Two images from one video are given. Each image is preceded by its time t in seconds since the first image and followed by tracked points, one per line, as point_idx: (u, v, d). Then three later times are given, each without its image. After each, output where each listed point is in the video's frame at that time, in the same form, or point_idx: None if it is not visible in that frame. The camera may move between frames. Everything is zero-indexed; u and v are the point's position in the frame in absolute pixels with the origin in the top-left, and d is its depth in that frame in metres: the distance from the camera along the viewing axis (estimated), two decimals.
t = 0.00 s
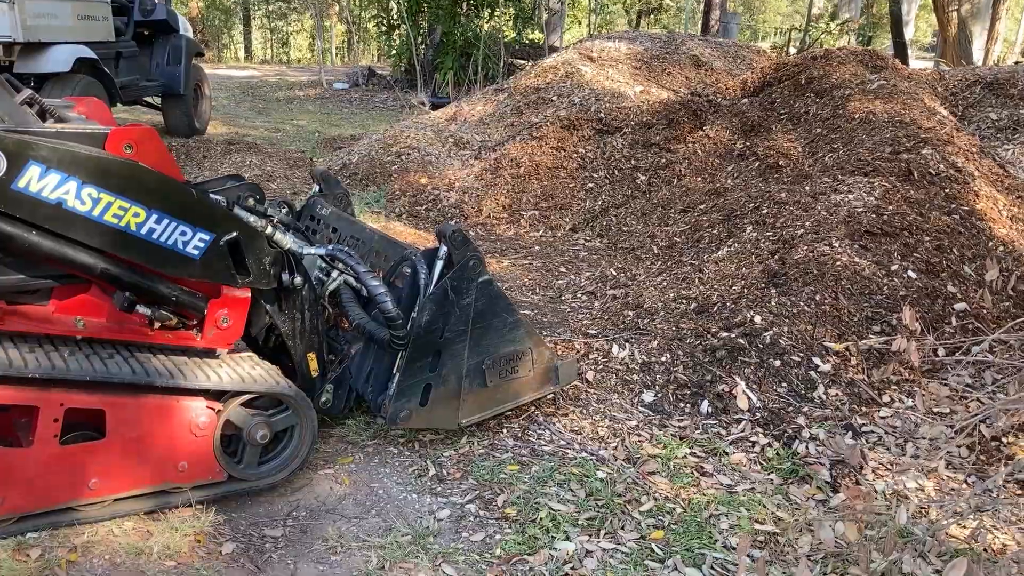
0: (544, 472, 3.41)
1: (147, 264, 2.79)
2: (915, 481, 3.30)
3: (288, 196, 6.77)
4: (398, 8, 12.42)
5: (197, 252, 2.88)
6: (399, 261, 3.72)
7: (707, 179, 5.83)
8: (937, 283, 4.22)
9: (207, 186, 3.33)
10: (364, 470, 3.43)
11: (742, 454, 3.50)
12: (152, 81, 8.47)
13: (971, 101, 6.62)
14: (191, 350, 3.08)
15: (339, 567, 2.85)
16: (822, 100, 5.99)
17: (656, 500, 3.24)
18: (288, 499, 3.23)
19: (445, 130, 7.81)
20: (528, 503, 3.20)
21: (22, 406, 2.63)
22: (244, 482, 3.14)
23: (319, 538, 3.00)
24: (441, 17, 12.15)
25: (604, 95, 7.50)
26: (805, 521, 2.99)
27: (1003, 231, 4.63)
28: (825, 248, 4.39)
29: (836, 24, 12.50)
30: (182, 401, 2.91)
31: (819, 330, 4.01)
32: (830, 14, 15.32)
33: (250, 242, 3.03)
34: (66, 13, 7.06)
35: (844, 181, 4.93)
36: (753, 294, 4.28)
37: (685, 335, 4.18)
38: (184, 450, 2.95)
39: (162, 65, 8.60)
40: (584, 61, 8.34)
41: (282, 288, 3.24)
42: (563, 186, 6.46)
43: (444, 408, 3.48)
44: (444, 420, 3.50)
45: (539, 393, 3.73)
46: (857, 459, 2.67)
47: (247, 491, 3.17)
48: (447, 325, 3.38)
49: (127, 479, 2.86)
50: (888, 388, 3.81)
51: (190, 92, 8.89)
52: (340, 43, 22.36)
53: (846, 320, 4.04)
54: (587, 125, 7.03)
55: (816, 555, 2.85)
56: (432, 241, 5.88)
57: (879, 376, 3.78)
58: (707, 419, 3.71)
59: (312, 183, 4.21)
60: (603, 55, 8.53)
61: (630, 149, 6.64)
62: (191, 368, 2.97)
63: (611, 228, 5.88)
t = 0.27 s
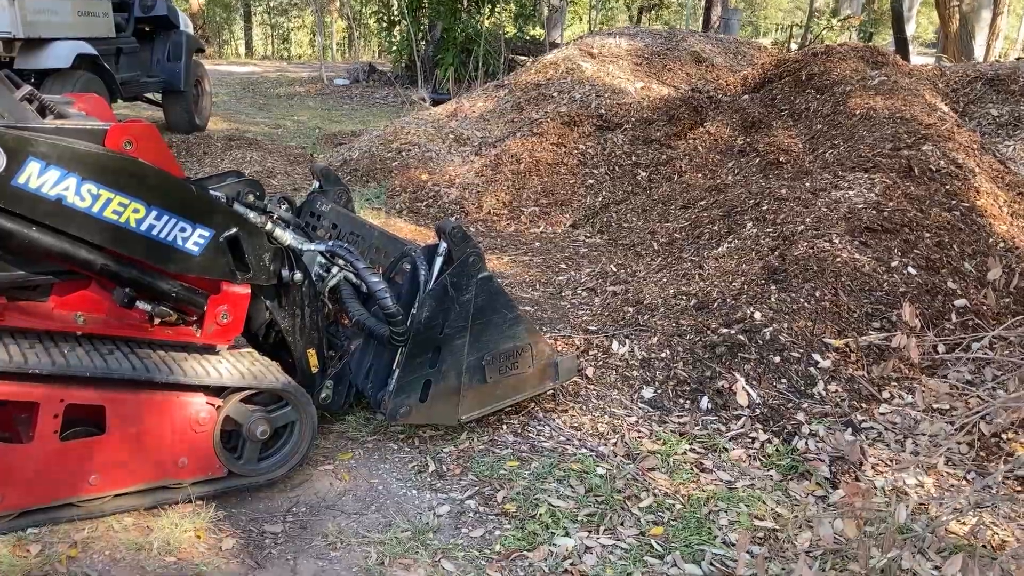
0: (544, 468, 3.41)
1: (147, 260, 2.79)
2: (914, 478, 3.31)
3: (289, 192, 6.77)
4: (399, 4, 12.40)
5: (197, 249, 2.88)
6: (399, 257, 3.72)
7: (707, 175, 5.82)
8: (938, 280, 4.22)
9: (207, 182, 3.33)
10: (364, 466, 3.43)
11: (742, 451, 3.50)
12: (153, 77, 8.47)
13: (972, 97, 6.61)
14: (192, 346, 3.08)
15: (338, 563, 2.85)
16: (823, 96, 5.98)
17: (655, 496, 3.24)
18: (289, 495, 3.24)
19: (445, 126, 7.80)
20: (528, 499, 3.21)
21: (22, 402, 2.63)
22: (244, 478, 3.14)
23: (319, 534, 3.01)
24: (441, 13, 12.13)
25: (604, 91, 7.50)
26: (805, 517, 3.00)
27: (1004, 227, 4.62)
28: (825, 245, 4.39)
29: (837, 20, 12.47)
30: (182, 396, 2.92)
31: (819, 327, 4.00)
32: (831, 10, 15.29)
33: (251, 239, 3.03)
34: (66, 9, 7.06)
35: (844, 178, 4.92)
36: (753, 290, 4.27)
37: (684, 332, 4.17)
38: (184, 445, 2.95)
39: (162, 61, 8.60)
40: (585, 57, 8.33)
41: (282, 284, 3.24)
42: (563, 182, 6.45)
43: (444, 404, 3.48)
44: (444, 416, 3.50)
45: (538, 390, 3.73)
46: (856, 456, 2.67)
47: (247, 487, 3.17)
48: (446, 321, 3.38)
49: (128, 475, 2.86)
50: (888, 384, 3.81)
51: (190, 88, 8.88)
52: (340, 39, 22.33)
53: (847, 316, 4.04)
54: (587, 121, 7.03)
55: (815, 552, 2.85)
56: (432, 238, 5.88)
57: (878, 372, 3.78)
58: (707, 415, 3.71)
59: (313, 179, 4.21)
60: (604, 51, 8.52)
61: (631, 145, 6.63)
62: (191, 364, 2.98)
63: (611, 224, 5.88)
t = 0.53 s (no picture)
0: (547, 465, 3.42)
1: (151, 258, 2.79)
2: (916, 475, 3.31)
3: (290, 190, 6.77)
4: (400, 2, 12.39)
5: (200, 247, 2.89)
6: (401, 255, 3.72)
7: (709, 173, 5.81)
8: (940, 278, 4.22)
9: (209, 180, 3.33)
10: (367, 464, 3.44)
11: (744, 448, 3.50)
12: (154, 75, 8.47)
13: (974, 94, 6.61)
14: (195, 344, 3.08)
15: (342, 560, 2.86)
16: (825, 94, 5.98)
17: (658, 493, 3.24)
18: (292, 493, 3.24)
19: (447, 124, 7.80)
20: (531, 497, 3.21)
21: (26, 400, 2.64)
22: (248, 476, 3.15)
23: (322, 531, 3.01)
24: (443, 11, 12.12)
25: (606, 89, 7.49)
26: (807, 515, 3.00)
27: (1006, 225, 4.62)
28: (827, 243, 4.39)
29: (839, 18, 12.46)
30: (185, 395, 2.92)
31: (821, 325, 4.01)
32: (833, 8, 15.27)
33: (253, 237, 3.04)
34: (68, 6, 7.03)
35: (847, 175, 4.92)
36: (755, 288, 4.27)
37: (687, 330, 4.18)
38: (188, 443, 2.96)
39: (164, 59, 8.60)
40: (587, 55, 8.32)
41: (285, 283, 3.25)
42: (565, 180, 6.45)
43: (446, 402, 3.48)
44: (447, 414, 3.50)
45: (540, 388, 3.73)
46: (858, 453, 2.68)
47: (250, 485, 3.18)
48: (449, 319, 3.38)
49: (131, 473, 2.87)
50: (890, 382, 3.81)
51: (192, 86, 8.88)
52: (342, 37, 22.31)
53: (849, 314, 4.04)
54: (589, 119, 7.03)
55: (818, 549, 2.86)
56: (434, 236, 5.88)
57: (881, 370, 3.78)
58: (709, 413, 3.71)
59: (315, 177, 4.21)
60: (606, 48, 8.51)
61: (633, 142, 6.63)
62: (194, 362, 2.98)
63: (613, 222, 5.88)
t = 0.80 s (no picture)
0: (551, 467, 3.43)
1: (156, 261, 2.80)
2: (919, 476, 3.32)
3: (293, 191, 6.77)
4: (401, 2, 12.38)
5: (205, 249, 2.89)
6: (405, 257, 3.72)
7: (712, 174, 5.82)
8: (943, 279, 4.23)
9: (213, 182, 3.34)
10: (371, 465, 3.44)
11: (748, 450, 3.51)
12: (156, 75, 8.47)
13: (976, 95, 6.61)
14: (200, 346, 3.08)
15: (346, 562, 2.86)
16: (827, 95, 5.99)
17: (662, 495, 3.25)
18: (296, 494, 3.25)
19: (449, 125, 7.80)
20: (535, 498, 3.22)
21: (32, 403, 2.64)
22: (252, 478, 3.15)
23: (327, 533, 3.02)
24: (444, 11, 12.12)
25: (609, 90, 7.50)
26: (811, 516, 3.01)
27: (1008, 226, 4.63)
28: (830, 244, 4.40)
29: (841, 18, 12.46)
30: (190, 397, 2.92)
31: (824, 326, 4.01)
32: (834, 8, 15.28)
33: (258, 239, 3.04)
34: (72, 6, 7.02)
35: (849, 176, 4.93)
36: (758, 290, 4.28)
37: (690, 331, 4.19)
38: (193, 445, 2.96)
39: (166, 59, 8.59)
40: (589, 55, 8.32)
41: (290, 284, 3.25)
42: (568, 181, 6.46)
43: (450, 404, 3.49)
44: (451, 415, 3.51)
45: (544, 390, 3.74)
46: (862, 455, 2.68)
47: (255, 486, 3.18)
48: (453, 320, 3.39)
49: (137, 474, 2.87)
50: (893, 383, 3.82)
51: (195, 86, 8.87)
52: (342, 36, 22.30)
53: (852, 315, 4.04)
54: (591, 120, 7.03)
55: (822, 551, 2.87)
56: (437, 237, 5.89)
57: (883, 371, 3.79)
58: (713, 415, 3.72)
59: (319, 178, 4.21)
60: (608, 49, 8.51)
61: (635, 143, 6.63)
62: (199, 364, 2.98)
63: (615, 223, 5.88)
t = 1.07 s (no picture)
0: (553, 469, 3.43)
1: (159, 263, 2.80)
2: (921, 478, 3.32)
3: (294, 192, 6.77)
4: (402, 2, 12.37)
5: (207, 251, 2.89)
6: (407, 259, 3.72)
7: (713, 174, 5.81)
8: (945, 281, 4.23)
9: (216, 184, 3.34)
10: (373, 467, 3.44)
11: (750, 452, 3.51)
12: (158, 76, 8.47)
13: (978, 96, 6.61)
14: (202, 348, 3.09)
15: (349, 565, 2.86)
16: (829, 95, 5.99)
17: (664, 497, 3.25)
18: (298, 497, 3.25)
19: (450, 126, 7.80)
20: (537, 500, 3.22)
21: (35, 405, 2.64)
22: (254, 480, 3.15)
23: (329, 536, 3.02)
24: (446, 12, 12.12)
25: (610, 91, 7.49)
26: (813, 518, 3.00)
27: (1010, 227, 4.62)
28: (832, 246, 4.39)
29: (842, 19, 12.46)
30: (194, 399, 2.92)
31: (826, 328, 4.01)
32: (835, 9, 15.27)
33: (260, 241, 3.05)
34: (73, 8, 7.03)
35: (851, 177, 4.93)
36: (760, 291, 4.28)
37: (692, 333, 4.19)
38: (196, 447, 2.96)
39: (167, 60, 8.59)
40: (590, 56, 8.32)
41: (292, 286, 3.25)
42: (569, 182, 6.46)
43: (453, 406, 3.49)
44: (453, 417, 3.51)
45: (546, 392, 3.74)
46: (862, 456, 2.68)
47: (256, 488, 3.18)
48: (455, 322, 3.39)
49: (140, 475, 2.87)
50: (895, 385, 3.82)
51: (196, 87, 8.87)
52: (343, 37, 22.29)
53: (854, 317, 4.04)
54: (593, 121, 7.03)
55: (824, 553, 2.87)
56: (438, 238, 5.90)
57: (885, 373, 3.79)
58: (715, 416, 3.72)
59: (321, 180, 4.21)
60: (610, 50, 8.51)
61: (637, 144, 6.62)
62: (202, 366, 2.98)
63: (617, 224, 5.88)
